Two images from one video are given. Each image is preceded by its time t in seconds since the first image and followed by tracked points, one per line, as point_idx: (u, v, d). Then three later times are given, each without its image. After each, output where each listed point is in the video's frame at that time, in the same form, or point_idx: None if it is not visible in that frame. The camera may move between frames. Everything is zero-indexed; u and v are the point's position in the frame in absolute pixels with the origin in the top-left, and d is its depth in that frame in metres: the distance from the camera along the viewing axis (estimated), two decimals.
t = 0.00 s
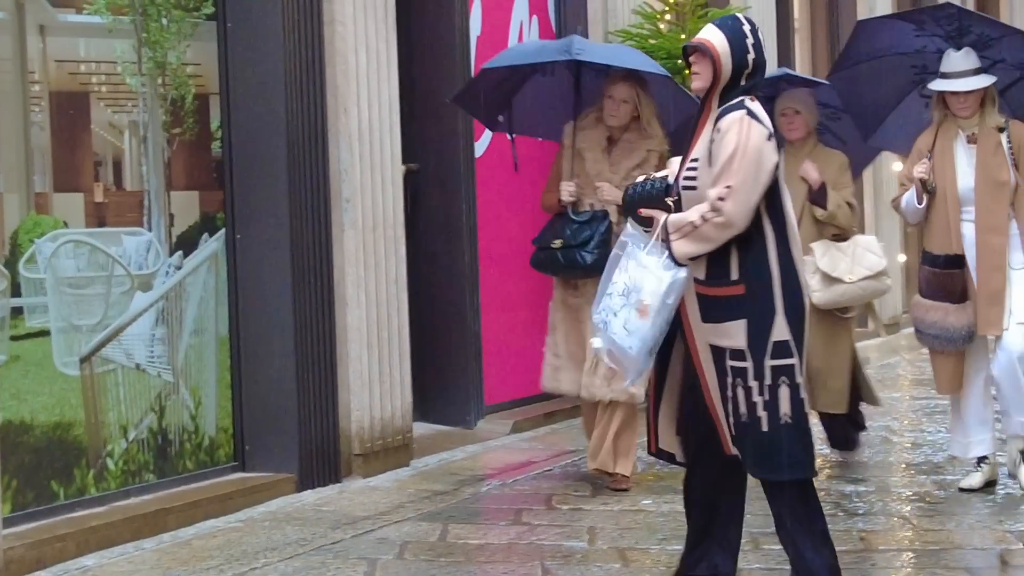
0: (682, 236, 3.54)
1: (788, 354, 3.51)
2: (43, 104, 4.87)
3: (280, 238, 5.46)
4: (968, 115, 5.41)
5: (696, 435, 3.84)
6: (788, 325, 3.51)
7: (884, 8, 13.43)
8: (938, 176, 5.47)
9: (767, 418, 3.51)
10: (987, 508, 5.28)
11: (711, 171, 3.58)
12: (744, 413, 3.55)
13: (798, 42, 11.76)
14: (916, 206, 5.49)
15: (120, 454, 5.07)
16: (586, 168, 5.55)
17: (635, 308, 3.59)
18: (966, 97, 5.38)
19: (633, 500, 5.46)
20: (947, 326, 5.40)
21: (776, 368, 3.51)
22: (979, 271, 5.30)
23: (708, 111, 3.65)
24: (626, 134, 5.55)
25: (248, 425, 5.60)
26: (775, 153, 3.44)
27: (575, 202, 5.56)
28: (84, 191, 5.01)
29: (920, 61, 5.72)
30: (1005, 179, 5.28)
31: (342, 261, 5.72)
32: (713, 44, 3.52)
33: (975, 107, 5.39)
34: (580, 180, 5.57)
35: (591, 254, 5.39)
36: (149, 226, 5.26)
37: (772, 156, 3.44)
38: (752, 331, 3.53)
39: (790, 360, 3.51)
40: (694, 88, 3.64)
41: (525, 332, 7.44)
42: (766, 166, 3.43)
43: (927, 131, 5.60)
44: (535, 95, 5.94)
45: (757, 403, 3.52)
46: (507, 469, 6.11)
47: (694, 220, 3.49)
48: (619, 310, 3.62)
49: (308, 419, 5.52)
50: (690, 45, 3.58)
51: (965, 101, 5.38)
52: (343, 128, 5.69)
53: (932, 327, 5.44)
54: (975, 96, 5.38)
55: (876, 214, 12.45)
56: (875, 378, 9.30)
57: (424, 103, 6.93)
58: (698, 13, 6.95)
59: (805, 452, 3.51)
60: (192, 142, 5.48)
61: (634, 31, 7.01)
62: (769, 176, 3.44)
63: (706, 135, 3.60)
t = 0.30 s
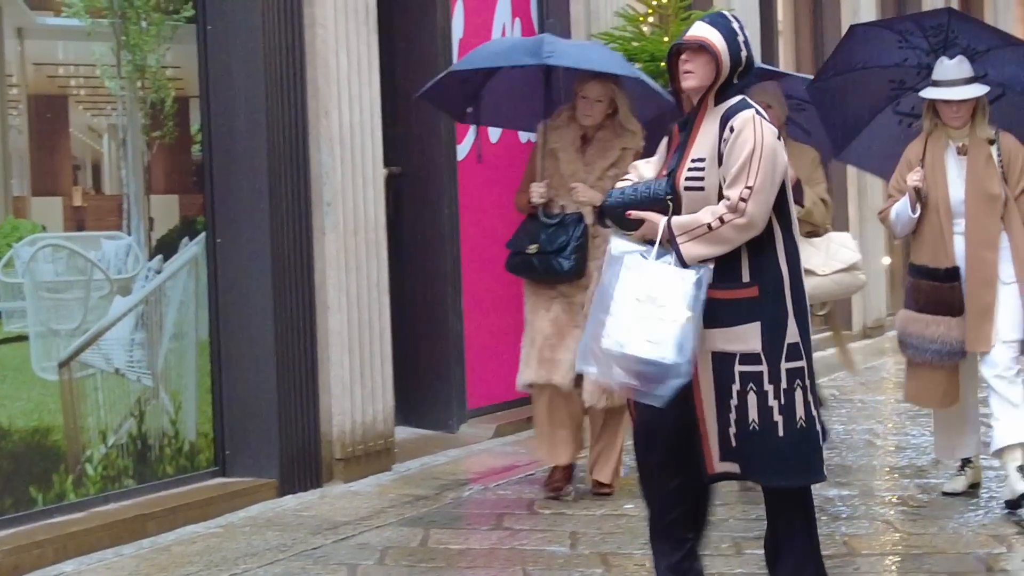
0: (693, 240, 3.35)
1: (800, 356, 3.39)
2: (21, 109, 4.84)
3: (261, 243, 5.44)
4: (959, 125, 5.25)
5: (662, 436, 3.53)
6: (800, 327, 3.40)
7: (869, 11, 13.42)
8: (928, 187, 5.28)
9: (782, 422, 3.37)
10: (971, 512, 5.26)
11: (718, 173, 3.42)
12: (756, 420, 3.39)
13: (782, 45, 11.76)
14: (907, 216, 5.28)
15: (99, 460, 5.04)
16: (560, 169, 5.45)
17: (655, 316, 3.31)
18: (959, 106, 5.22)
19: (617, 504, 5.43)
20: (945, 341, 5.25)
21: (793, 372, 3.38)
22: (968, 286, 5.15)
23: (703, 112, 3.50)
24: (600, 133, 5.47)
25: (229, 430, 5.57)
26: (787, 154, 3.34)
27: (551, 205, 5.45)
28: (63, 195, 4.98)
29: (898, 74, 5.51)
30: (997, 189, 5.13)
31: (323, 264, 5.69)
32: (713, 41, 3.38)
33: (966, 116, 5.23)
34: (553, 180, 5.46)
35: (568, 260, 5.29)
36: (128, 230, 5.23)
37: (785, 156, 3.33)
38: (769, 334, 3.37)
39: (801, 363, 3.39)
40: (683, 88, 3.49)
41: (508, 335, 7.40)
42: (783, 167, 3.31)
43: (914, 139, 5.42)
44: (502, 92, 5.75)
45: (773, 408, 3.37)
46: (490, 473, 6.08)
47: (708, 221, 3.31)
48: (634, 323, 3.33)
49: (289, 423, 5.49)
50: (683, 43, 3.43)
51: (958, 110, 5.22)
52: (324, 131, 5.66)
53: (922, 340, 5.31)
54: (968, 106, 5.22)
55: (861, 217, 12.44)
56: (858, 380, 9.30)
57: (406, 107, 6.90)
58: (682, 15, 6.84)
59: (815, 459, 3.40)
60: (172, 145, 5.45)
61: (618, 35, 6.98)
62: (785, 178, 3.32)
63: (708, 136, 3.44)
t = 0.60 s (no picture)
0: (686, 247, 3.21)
1: (791, 364, 3.35)
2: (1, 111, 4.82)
3: (244, 247, 5.41)
4: (954, 125, 5.17)
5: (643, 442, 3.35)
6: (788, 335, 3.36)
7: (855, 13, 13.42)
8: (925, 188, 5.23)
9: (777, 430, 3.30)
10: (956, 515, 5.25)
11: (709, 180, 3.29)
12: (749, 431, 3.28)
13: (768, 47, 11.75)
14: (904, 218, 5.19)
15: (81, 464, 5.01)
16: (536, 180, 5.27)
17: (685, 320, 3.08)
18: (955, 106, 5.14)
19: (601, 508, 5.41)
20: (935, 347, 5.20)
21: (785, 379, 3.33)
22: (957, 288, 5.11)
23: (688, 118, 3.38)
24: (577, 144, 5.28)
25: (212, 433, 5.55)
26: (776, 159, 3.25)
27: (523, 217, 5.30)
28: (44, 198, 4.95)
29: (886, 72, 5.44)
30: (991, 193, 5.08)
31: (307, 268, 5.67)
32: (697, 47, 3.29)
33: (962, 118, 5.15)
34: (527, 193, 5.29)
35: (545, 273, 5.13)
36: (110, 233, 5.21)
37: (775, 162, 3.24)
38: (763, 343, 3.29)
39: (791, 371, 3.35)
40: (665, 94, 3.37)
41: (492, 338, 7.39)
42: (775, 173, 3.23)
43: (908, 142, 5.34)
44: (474, 100, 5.61)
45: (767, 417, 3.29)
46: (474, 476, 6.07)
47: (703, 228, 3.18)
48: (668, 335, 3.07)
49: (273, 427, 5.47)
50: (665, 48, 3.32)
51: (952, 110, 5.14)
52: (307, 134, 5.64)
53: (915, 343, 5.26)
54: (964, 105, 5.14)
55: (847, 219, 12.43)
56: (845, 382, 9.29)
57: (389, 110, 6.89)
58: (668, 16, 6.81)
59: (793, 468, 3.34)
60: (154, 148, 5.42)
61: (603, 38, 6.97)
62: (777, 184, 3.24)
63: (698, 141, 3.31)
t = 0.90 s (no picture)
0: (668, 255, 3.12)
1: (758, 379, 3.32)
2: None
3: (222, 252, 5.38)
4: (944, 118, 4.92)
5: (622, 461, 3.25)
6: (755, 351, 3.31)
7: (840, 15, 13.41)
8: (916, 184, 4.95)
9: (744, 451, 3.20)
10: (940, 520, 5.23)
11: (689, 193, 3.20)
12: (719, 452, 3.18)
13: (751, 49, 11.73)
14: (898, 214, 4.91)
15: (58, 470, 4.98)
16: (498, 182, 5.07)
17: (693, 325, 3.05)
18: (945, 98, 4.88)
19: (583, 513, 5.38)
20: (932, 341, 4.89)
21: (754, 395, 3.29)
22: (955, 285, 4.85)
23: (659, 135, 3.28)
24: (540, 146, 5.12)
25: (190, 439, 5.51)
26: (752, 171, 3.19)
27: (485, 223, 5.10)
28: (20, 202, 4.92)
29: (877, 58, 5.20)
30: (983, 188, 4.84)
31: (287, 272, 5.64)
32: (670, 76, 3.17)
33: (952, 111, 4.90)
34: (491, 196, 5.08)
35: (513, 277, 4.98)
36: (87, 237, 5.17)
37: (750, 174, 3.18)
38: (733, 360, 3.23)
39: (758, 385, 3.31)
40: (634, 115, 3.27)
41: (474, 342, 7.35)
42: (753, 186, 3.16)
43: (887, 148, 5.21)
44: (441, 102, 5.49)
45: (737, 437, 3.18)
46: (456, 481, 6.04)
47: (689, 237, 3.09)
48: (684, 340, 3.03)
49: (251, 432, 5.44)
50: (626, 76, 3.21)
51: (943, 103, 4.89)
52: (287, 138, 5.61)
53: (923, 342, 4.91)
54: (954, 97, 4.89)
55: (832, 221, 12.41)
56: (829, 385, 9.26)
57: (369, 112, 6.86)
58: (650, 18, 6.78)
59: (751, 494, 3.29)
60: (131, 151, 5.38)
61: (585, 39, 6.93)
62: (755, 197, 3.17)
63: (678, 153, 3.21)
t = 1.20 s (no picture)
0: (657, 256, 3.07)
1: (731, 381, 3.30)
2: None
3: (206, 256, 5.35)
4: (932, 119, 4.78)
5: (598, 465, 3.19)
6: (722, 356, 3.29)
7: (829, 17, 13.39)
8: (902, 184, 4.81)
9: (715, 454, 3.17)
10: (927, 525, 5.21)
11: (668, 187, 3.18)
12: (691, 454, 3.17)
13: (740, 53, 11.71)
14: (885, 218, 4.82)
15: (41, 476, 4.95)
16: (475, 178, 5.00)
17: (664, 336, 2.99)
18: (931, 97, 4.77)
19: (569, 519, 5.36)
20: (914, 341, 4.73)
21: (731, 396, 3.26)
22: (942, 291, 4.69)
23: (627, 133, 3.23)
24: (516, 140, 5.05)
25: (174, 444, 5.49)
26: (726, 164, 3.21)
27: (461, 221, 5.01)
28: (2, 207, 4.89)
29: (864, 58, 5.14)
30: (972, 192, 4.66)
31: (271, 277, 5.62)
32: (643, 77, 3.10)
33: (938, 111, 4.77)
34: (468, 194, 5.01)
35: (488, 272, 4.85)
36: (69, 241, 5.14)
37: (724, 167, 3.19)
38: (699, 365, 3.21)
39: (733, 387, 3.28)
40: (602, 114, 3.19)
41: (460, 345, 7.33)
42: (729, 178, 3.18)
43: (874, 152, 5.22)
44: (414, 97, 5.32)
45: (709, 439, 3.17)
46: (442, 486, 6.02)
47: (679, 233, 3.06)
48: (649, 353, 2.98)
49: (235, 437, 5.41)
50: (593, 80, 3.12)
51: (928, 103, 4.77)
52: (272, 142, 5.59)
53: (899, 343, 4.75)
54: (941, 97, 4.76)
55: (821, 224, 12.39)
56: (818, 390, 9.25)
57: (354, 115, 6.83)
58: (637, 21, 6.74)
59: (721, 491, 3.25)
60: (115, 156, 5.35)
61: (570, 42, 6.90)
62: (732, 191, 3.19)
63: (651, 149, 3.17)
